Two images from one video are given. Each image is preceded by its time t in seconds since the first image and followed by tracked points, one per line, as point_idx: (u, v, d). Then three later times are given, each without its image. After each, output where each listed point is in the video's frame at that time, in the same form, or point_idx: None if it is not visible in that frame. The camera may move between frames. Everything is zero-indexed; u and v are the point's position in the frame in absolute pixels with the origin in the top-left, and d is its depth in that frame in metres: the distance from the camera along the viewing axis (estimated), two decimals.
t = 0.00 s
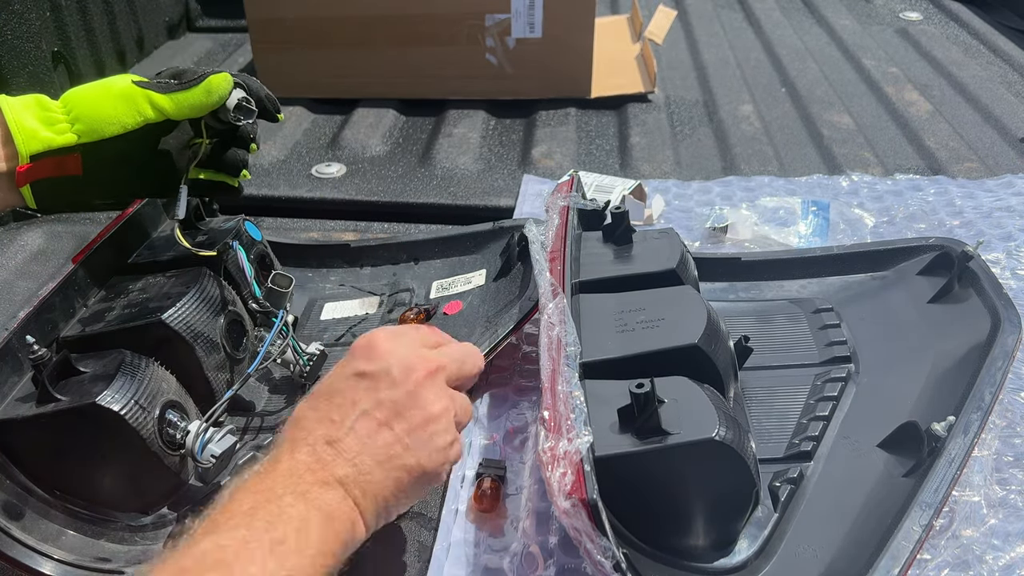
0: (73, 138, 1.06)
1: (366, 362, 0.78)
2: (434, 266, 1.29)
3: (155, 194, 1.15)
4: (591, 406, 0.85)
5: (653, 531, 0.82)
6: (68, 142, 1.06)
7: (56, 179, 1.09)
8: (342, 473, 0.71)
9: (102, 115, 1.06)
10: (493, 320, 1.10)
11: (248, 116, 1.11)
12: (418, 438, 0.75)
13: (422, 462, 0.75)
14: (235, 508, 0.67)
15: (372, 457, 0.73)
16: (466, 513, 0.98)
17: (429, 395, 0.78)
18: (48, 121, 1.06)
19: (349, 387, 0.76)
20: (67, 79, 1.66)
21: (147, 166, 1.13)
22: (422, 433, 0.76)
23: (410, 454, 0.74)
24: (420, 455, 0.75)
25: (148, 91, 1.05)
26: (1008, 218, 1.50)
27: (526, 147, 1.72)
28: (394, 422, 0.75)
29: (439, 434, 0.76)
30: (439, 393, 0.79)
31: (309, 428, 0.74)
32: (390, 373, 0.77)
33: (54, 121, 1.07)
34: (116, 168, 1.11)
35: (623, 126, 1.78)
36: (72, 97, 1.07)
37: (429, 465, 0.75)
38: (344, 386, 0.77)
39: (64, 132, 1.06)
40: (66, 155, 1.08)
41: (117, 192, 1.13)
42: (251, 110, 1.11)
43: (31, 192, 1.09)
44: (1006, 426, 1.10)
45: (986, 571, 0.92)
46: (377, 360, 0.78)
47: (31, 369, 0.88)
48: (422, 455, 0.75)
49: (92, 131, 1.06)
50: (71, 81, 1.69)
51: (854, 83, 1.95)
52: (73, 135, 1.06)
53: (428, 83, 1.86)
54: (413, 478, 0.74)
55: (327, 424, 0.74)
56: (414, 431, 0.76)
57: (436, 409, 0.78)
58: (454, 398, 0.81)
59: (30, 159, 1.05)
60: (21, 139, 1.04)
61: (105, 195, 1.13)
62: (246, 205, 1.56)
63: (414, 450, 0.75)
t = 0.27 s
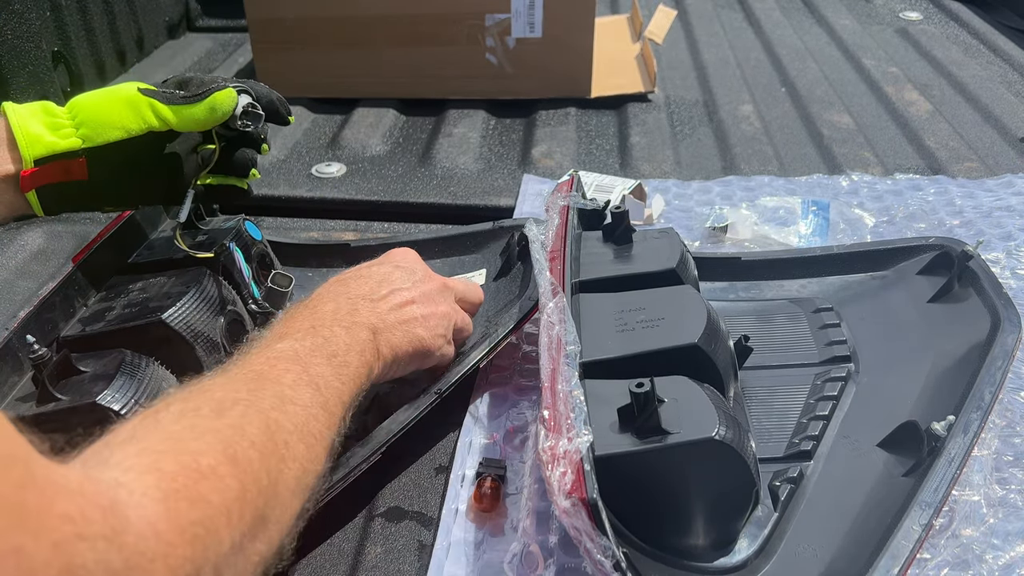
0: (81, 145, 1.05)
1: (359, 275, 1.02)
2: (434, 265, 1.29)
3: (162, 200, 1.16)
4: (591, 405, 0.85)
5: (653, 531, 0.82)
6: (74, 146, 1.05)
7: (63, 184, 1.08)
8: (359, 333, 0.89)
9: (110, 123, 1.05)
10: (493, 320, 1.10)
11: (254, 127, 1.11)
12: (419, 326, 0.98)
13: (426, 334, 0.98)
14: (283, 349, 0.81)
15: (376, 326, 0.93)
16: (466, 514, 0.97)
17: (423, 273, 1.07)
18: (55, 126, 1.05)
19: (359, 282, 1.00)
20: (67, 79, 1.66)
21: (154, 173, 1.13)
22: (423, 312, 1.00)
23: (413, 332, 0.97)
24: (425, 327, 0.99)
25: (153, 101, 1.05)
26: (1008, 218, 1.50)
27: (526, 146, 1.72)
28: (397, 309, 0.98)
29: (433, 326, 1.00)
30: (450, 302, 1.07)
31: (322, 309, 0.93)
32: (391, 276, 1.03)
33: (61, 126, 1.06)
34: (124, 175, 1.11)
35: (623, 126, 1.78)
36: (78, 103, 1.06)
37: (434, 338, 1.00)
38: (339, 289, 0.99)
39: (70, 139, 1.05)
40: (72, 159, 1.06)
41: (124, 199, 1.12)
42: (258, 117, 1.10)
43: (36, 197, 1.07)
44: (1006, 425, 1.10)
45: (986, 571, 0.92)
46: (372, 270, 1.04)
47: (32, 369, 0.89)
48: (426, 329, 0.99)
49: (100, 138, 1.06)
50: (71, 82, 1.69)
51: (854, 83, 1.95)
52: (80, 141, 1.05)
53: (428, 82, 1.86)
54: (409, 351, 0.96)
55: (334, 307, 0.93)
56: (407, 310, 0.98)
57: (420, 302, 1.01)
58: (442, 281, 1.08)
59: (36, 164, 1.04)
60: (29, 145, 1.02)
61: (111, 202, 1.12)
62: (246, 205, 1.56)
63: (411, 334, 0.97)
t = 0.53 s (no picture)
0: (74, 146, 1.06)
1: (367, 272, 1.06)
2: (434, 265, 1.29)
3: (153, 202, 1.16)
4: (591, 405, 0.85)
5: (653, 531, 0.82)
6: (67, 145, 1.06)
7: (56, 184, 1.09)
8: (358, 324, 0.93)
9: (102, 123, 1.05)
10: (493, 321, 1.10)
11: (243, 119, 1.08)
12: (418, 324, 1.00)
13: (414, 340, 0.98)
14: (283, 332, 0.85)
15: (374, 322, 0.95)
16: (466, 514, 0.97)
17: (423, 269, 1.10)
18: (48, 125, 1.06)
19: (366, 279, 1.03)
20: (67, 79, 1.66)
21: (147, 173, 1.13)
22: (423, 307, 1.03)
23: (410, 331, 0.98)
24: (413, 333, 0.99)
25: (143, 94, 1.04)
26: (1008, 219, 1.50)
27: (526, 146, 1.72)
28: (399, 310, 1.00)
29: (431, 325, 1.02)
30: (444, 309, 1.07)
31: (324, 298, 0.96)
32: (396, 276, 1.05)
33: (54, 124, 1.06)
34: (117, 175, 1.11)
35: (623, 126, 1.78)
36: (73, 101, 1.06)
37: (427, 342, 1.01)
38: (345, 283, 1.02)
39: (64, 138, 1.06)
40: (65, 158, 1.07)
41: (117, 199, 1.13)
42: (247, 110, 1.08)
43: (30, 195, 1.08)
44: (1006, 426, 1.10)
45: (986, 571, 0.92)
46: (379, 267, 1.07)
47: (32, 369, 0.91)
48: (422, 326, 1.00)
49: (92, 138, 1.06)
50: (71, 82, 1.69)
51: (854, 83, 1.95)
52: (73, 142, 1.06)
53: (428, 83, 1.86)
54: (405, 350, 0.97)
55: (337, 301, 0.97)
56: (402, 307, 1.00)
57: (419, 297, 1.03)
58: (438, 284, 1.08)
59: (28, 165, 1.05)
60: (22, 145, 1.03)
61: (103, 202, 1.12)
62: (245, 206, 1.56)
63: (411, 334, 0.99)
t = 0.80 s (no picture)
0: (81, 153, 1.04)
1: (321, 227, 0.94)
2: (434, 265, 1.29)
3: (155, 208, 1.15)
4: (591, 405, 0.85)
5: (653, 531, 0.82)
6: (76, 153, 1.04)
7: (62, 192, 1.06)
8: (321, 304, 0.83)
9: (111, 130, 1.03)
10: (493, 320, 1.10)
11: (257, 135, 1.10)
12: (377, 302, 0.93)
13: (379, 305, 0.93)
14: (245, 329, 0.74)
15: (337, 298, 0.86)
16: (466, 514, 0.97)
17: (377, 221, 0.99)
18: (56, 131, 1.04)
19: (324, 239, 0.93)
20: (67, 79, 1.66)
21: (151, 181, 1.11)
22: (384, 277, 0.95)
23: (369, 308, 0.91)
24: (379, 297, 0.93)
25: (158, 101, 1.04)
26: (1008, 219, 1.50)
27: (526, 146, 1.72)
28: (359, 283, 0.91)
29: (388, 297, 0.96)
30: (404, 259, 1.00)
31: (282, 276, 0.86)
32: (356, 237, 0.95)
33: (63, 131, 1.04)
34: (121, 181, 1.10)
35: (623, 126, 1.78)
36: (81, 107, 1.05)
37: (383, 318, 0.95)
38: (303, 249, 0.91)
39: (71, 145, 1.04)
40: (75, 167, 1.05)
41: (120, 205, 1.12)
42: (259, 125, 1.09)
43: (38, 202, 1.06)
44: (1006, 426, 1.10)
45: (986, 571, 0.92)
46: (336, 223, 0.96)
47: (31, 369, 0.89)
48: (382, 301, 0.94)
49: (101, 145, 1.04)
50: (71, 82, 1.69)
51: (854, 83, 1.95)
52: (81, 149, 1.04)
53: (427, 83, 1.86)
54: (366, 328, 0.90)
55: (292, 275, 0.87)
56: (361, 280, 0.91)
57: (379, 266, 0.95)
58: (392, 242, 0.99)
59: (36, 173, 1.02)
60: (29, 151, 1.01)
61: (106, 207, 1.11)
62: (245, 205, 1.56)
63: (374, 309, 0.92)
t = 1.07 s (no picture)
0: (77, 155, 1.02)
1: (221, 212, 0.84)
2: (434, 265, 1.29)
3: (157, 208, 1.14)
4: (591, 405, 0.85)
5: (654, 531, 0.82)
6: (71, 157, 1.01)
7: (65, 197, 1.05)
8: (234, 313, 0.79)
9: (101, 126, 1.00)
10: (493, 320, 1.10)
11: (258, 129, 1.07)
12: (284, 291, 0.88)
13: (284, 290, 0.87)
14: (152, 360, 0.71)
15: (247, 301, 0.82)
16: (465, 515, 0.97)
17: (288, 197, 0.87)
18: (51, 136, 1.02)
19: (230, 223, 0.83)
20: (67, 79, 1.66)
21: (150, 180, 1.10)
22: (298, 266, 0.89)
23: (278, 301, 0.87)
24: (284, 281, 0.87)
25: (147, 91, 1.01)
26: (1008, 219, 1.50)
27: (526, 146, 1.72)
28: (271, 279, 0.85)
29: (300, 283, 0.91)
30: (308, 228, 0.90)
31: (187, 282, 0.80)
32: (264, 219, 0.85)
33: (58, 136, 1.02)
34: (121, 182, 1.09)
35: (623, 126, 1.78)
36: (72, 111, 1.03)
37: (289, 307, 0.90)
38: (202, 249, 0.81)
39: (67, 149, 1.01)
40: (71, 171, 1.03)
41: (121, 207, 1.11)
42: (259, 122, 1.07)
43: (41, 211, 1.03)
44: (1006, 426, 1.10)
45: (986, 571, 0.92)
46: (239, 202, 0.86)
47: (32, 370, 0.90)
48: (292, 290, 0.90)
49: (96, 144, 1.01)
50: (71, 82, 1.69)
51: (854, 83, 1.95)
52: (77, 152, 1.01)
53: (427, 83, 1.86)
54: (274, 323, 0.87)
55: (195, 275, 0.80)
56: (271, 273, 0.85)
57: (294, 252, 0.88)
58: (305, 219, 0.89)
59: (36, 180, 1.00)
60: (25, 159, 0.99)
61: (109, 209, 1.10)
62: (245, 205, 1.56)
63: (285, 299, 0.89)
